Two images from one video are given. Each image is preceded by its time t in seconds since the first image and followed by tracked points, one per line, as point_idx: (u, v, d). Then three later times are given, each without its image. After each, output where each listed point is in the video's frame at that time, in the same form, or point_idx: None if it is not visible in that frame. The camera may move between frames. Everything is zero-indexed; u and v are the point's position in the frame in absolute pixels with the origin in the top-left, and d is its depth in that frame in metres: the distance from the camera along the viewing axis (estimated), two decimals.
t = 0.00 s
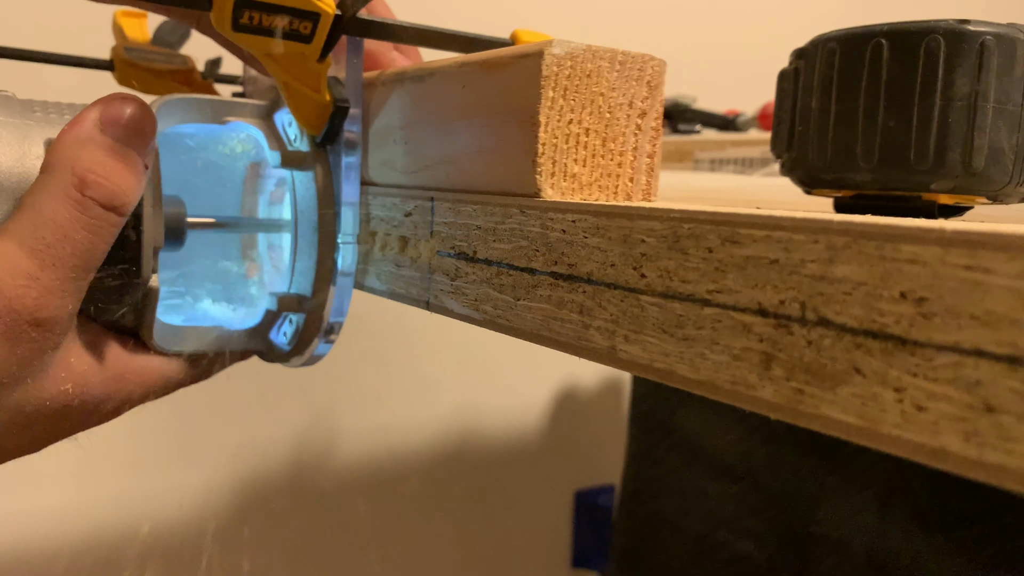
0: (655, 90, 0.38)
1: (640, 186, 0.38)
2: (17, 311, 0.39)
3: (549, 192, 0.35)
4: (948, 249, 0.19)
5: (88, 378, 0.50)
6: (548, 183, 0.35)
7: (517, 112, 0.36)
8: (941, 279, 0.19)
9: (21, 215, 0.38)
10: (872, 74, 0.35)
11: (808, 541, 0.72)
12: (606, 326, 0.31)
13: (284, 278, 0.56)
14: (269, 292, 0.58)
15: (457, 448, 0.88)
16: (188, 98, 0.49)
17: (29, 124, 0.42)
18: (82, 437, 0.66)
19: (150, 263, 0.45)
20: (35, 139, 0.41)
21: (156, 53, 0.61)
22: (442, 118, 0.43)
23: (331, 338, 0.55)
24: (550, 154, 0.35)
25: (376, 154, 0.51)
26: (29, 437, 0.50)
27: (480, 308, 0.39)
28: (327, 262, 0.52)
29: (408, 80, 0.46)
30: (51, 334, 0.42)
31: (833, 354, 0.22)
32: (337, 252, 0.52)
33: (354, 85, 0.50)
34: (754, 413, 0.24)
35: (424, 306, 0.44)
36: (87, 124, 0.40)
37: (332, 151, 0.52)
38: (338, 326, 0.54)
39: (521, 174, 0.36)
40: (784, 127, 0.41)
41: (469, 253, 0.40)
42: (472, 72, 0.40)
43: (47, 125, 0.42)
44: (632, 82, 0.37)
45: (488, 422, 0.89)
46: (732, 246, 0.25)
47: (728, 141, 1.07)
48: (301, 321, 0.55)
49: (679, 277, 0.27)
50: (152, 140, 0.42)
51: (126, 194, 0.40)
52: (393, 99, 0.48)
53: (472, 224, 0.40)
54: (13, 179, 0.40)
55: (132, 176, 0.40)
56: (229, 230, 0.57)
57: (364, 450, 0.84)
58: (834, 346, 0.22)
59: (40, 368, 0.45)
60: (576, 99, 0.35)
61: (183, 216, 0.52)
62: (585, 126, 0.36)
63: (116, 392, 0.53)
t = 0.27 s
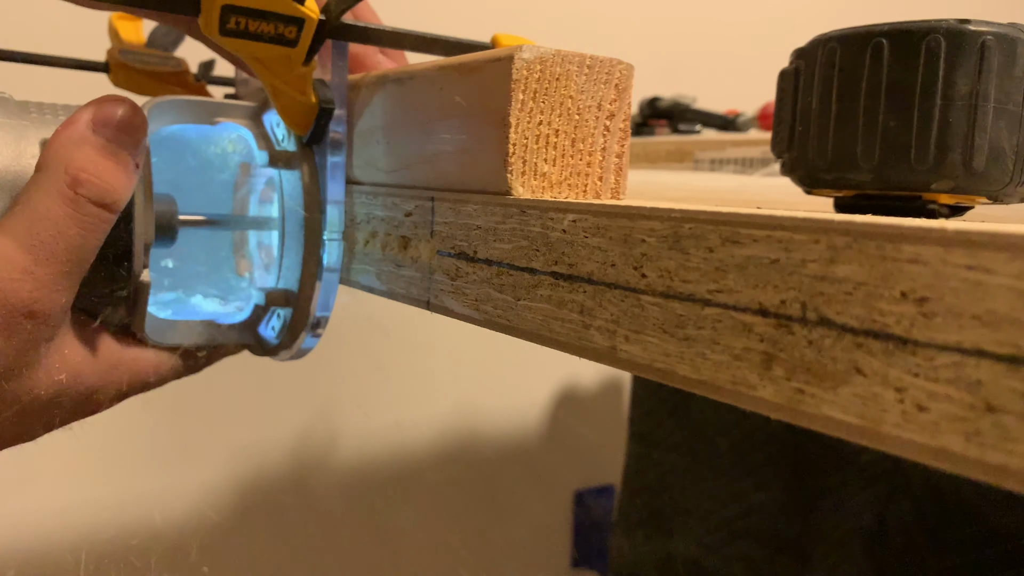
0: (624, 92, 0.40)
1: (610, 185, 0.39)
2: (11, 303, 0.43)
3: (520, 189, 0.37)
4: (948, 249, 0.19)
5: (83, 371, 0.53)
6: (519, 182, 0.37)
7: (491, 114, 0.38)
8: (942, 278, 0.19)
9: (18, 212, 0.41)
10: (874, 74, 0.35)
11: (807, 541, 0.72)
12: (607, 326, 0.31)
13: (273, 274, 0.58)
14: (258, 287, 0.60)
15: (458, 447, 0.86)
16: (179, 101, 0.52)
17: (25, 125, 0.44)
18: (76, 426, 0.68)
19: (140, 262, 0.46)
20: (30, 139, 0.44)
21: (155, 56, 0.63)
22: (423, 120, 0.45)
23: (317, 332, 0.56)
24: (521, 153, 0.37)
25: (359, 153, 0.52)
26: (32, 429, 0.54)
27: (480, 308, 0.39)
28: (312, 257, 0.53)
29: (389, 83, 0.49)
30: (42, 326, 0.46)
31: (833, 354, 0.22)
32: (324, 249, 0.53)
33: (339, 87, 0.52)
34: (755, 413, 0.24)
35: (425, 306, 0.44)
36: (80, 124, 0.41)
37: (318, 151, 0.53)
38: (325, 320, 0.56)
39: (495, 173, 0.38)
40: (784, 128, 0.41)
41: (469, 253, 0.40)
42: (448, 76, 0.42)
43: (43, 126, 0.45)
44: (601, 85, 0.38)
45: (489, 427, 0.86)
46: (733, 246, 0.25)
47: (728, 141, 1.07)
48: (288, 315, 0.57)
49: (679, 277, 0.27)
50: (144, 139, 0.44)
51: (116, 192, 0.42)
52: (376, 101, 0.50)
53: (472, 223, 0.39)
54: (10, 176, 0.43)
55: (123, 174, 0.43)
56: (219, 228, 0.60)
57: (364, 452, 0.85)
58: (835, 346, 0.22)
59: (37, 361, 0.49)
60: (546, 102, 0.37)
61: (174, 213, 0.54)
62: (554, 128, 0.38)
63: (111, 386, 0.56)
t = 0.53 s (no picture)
0: (594, 95, 0.42)
1: (581, 184, 0.41)
2: (7, 295, 0.43)
3: (493, 188, 0.39)
4: (949, 250, 0.19)
5: (78, 362, 0.52)
6: (492, 180, 0.39)
7: (466, 116, 0.40)
8: (942, 278, 0.19)
9: (14, 209, 0.42)
10: (873, 73, 0.35)
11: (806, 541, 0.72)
12: (607, 326, 0.31)
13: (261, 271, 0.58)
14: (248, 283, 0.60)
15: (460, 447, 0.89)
16: (170, 102, 0.52)
17: (21, 125, 0.45)
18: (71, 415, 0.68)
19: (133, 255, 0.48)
20: (26, 140, 0.45)
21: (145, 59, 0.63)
22: (405, 121, 0.47)
23: (304, 327, 0.57)
24: (494, 154, 0.39)
25: (345, 152, 0.55)
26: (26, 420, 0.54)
27: (480, 308, 0.39)
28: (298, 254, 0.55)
29: (371, 86, 0.51)
30: (40, 318, 0.46)
31: (833, 354, 0.22)
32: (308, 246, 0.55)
33: (325, 89, 0.53)
34: (754, 413, 0.24)
35: (424, 306, 0.44)
36: (73, 125, 0.43)
37: (304, 151, 0.54)
38: (312, 315, 0.57)
39: (471, 172, 0.40)
40: (784, 128, 0.41)
41: (469, 252, 0.40)
42: (425, 79, 0.44)
43: (38, 126, 0.46)
44: (571, 88, 0.40)
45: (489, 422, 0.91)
46: (733, 246, 0.25)
47: (728, 141, 1.07)
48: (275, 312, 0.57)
49: (679, 277, 0.27)
50: (136, 140, 0.45)
51: (109, 189, 0.43)
52: (358, 103, 0.52)
53: (472, 223, 0.39)
54: (6, 174, 0.44)
55: (115, 173, 0.43)
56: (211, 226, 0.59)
57: (364, 448, 0.84)
58: (835, 346, 0.22)
59: (32, 352, 0.48)
60: (518, 104, 0.39)
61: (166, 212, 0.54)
62: (526, 129, 0.39)
63: (105, 379, 0.56)
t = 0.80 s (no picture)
0: (576, 97, 0.42)
1: (563, 182, 0.42)
2: (5, 292, 0.43)
3: (477, 187, 0.40)
4: (949, 250, 0.19)
5: (75, 357, 0.53)
6: (477, 180, 0.40)
7: (451, 118, 0.41)
8: (942, 278, 0.19)
9: (10, 208, 0.42)
10: (872, 74, 0.35)
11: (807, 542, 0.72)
12: (607, 326, 0.31)
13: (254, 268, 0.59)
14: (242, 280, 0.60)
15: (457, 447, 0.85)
16: (164, 104, 0.52)
17: (18, 126, 0.45)
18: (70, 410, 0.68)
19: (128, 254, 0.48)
20: (24, 140, 0.45)
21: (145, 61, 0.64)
22: (393, 122, 0.47)
23: (297, 324, 0.58)
24: (477, 154, 0.40)
25: (335, 152, 0.55)
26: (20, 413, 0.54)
27: (480, 308, 0.39)
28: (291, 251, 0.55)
29: (360, 88, 0.51)
30: (38, 314, 0.46)
31: (833, 354, 0.22)
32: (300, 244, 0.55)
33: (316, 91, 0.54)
34: (755, 413, 0.24)
35: (425, 306, 0.44)
36: (69, 126, 0.43)
37: (297, 151, 0.55)
38: (304, 312, 0.57)
39: (456, 172, 0.41)
40: (784, 127, 0.41)
41: (469, 253, 0.39)
42: (412, 81, 0.45)
43: (36, 127, 0.46)
44: (553, 90, 0.41)
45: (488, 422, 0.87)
46: (733, 246, 0.25)
47: (728, 141, 1.07)
48: (269, 309, 0.58)
49: (679, 277, 0.27)
50: (130, 140, 0.45)
51: (104, 189, 0.43)
52: (347, 105, 0.53)
53: (472, 224, 0.39)
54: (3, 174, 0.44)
55: (110, 173, 0.43)
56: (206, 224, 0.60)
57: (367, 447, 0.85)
58: (835, 346, 0.22)
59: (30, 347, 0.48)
60: (501, 106, 0.40)
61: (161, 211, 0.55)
62: (509, 129, 0.41)
63: (101, 373, 0.56)
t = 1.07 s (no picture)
0: (563, 98, 0.43)
1: (550, 182, 0.43)
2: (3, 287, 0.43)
3: (465, 186, 0.41)
4: (948, 249, 0.19)
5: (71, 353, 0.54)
6: (464, 179, 0.41)
7: (439, 118, 0.42)
8: (942, 278, 0.19)
9: (9, 207, 0.42)
10: (872, 74, 0.35)
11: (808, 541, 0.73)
12: (606, 326, 0.31)
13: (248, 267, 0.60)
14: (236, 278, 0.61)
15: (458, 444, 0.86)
16: (160, 104, 0.53)
17: (17, 126, 0.46)
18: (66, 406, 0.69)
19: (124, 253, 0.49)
20: (22, 140, 0.45)
21: (142, 62, 0.64)
22: (384, 122, 0.48)
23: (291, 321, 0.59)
24: (465, 154, 0.41)
25: (328, 153, 0.55)
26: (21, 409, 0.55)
27: (479, 308, 0.39)
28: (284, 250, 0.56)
29: (351, 88, 0.52)
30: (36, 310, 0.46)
31: (833, 354, 0.22)
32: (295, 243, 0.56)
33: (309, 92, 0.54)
34: (754, 412, 0.24)
35: (425, 306, 0.44)
36: (66, 125, 0.43)
37: (290, 151, 0.55)
38: (298, 309, 0.58)
39: (444, 171, 0.42)
40: (784, 127, 0.41)
41: (468, 252, 0.39)
42: (401, 83, 0.46)
43: (35, 128, 0.46)
44: (541, 91, 0.42)
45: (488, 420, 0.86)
46: (732, 246, 0.25)
47: (727, 141, 1.07)
48: (263, 307, 0.58)
49: (679, 276, 0.27)
50: (126, 139, 0.45)
51: (101, 188, 0.43)
52: (339, 106, 0.53)
53: (471, 223, 0.39)
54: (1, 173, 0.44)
55: (107, 172, 0.44)
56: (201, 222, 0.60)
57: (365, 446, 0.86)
58: (835, 346, 0.22)
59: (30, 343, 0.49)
60: (488, 107, 0.41)
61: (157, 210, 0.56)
62: (497, 130, 0.41)
63: (97, 369, 0.58)
